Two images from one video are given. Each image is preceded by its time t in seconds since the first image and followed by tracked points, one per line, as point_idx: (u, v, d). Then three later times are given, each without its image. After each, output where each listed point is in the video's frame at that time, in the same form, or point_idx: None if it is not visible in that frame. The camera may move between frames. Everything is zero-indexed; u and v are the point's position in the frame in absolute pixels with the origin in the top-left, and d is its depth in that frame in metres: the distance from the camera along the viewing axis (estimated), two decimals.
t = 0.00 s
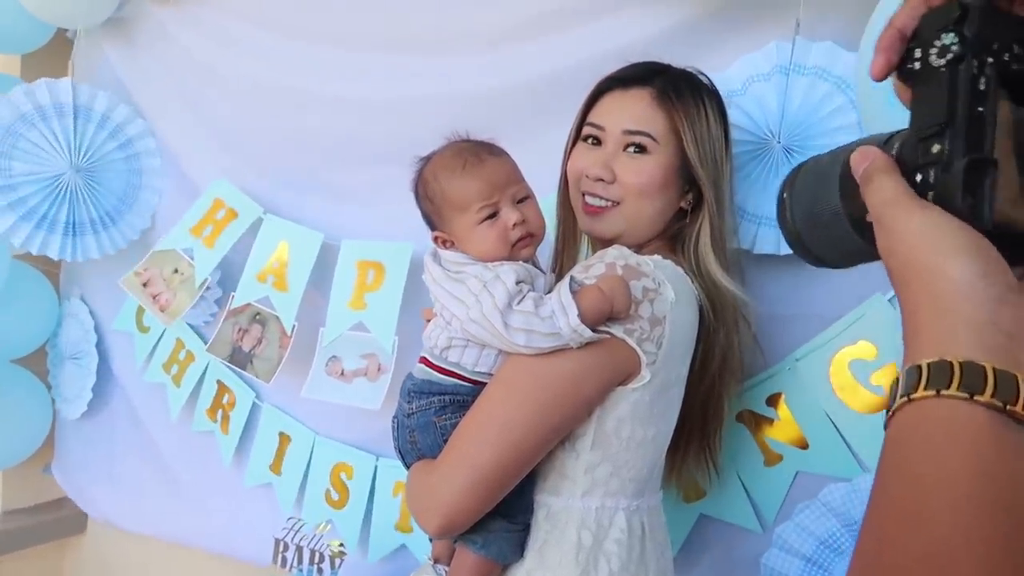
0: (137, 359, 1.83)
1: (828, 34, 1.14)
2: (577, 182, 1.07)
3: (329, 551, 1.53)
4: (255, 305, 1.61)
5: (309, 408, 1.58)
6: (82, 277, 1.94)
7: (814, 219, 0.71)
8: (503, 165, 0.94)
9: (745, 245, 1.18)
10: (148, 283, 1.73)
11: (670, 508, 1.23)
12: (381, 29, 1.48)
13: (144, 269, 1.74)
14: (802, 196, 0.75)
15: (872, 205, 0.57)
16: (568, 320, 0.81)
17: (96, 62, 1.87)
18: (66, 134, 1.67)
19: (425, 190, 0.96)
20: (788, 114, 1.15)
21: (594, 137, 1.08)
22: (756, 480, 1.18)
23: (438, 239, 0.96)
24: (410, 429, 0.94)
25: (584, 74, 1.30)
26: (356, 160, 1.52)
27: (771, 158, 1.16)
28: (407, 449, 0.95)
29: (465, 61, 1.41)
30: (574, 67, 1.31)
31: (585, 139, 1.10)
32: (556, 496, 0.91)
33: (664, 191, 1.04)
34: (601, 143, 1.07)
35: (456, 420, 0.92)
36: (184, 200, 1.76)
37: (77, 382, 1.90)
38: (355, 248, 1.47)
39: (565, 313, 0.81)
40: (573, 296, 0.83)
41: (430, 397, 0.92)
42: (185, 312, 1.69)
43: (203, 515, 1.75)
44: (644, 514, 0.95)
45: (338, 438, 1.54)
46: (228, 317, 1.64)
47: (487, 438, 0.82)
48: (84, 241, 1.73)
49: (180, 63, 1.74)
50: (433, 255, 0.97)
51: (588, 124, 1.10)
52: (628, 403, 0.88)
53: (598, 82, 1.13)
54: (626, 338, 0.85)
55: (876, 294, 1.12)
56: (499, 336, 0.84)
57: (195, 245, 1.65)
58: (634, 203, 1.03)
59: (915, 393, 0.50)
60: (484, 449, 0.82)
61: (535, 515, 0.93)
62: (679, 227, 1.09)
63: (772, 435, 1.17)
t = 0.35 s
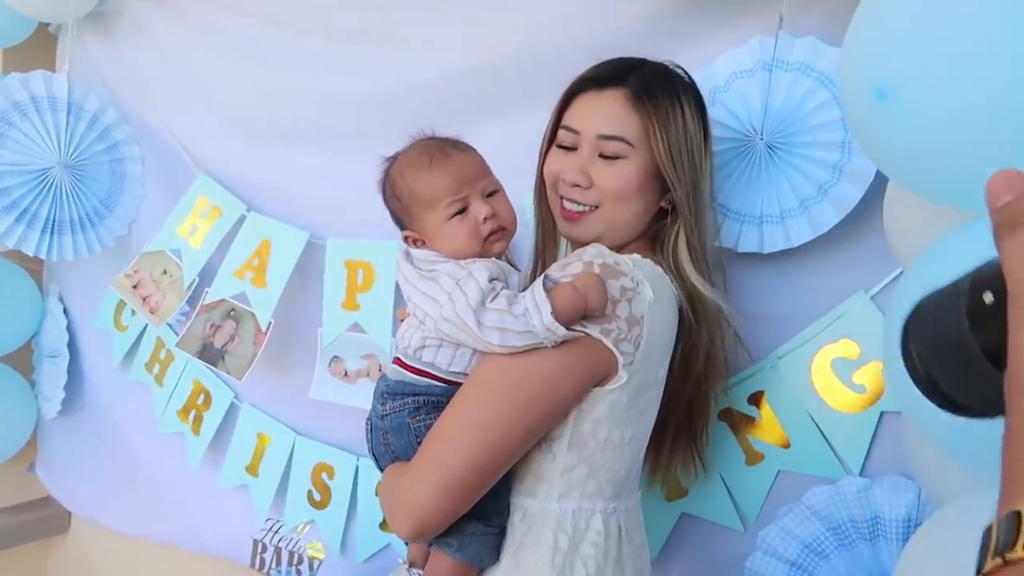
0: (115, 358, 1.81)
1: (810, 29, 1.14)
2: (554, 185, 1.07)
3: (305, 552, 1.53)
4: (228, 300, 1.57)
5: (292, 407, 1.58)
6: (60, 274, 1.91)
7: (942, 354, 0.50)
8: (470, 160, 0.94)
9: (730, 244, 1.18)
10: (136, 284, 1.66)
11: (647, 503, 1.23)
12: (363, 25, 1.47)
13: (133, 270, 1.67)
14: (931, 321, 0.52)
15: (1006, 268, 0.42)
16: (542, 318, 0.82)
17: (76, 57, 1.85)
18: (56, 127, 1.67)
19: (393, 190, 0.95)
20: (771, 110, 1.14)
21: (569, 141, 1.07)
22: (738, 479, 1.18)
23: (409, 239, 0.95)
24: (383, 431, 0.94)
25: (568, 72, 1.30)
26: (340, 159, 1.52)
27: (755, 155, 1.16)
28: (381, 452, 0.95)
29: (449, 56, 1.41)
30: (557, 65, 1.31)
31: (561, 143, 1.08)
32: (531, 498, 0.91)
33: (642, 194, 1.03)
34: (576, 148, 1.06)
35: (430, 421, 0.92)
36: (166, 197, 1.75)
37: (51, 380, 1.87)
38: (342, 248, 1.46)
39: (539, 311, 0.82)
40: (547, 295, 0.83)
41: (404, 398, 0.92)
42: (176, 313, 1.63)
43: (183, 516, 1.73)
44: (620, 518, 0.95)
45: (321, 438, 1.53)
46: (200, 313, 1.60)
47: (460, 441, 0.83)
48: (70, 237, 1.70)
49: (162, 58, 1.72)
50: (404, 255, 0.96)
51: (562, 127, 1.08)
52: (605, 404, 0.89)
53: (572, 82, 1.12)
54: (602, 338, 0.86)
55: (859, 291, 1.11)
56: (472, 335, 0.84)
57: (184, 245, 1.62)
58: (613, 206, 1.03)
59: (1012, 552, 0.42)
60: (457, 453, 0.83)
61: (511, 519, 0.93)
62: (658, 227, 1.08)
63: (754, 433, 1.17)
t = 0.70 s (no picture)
0: (86, 359, 1.77)
1: (795, 35, 1.13)
2: (546, 191, 1.06)
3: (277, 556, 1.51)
4: (224, 304, 1.56)
5: (270, 409, 1.56)
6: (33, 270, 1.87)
7: None
8: (457, 162, 0.91)
9: (716, 251, 1.17)
10: (157, 292, 1.64)
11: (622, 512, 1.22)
12: (350, 25, 1.46)
13: (151, 278, 1.65)
14: None
15: None
16: (523, 324, 0.81)
17: (56, 50, 1.82)
18: (29, 120, 1.64)
19: (376, 188, 0.92)
20: (756, 118, 1.14)
21: (563, 146, 1.06)
22: (716, 489, 1.17)
23: (391, 239, 0.93)
24: (359, 431, 0.93)
25: (554, 76, 1.30)
26: (323, 158, 1.50)
27: (740, 164, 1.15)
28: (355, 453, 0.94)
29: (434, 58, 1.40)
30: (543, 67, 1.30)
31: (554, 148, 1.07)
32: (505, 507, 0.90)
33: (634, 205, 1.03)
34: (569, 154, 1.05)
35: (406, 424, 0.90)
36: (144, 195, 1.72)
37: (17, 378, 1.83)
38: (331, 250, 1.44)
39: (520, 317, 0.81)
40: (529, 300, 0.82)
41: (381, 399, 0.91)
42: (191, 322, 1.60)
43: (157, 518, 1.71)
44: (595, 529, 0.93)
45: (300, 441, 1.52)
46: (197, 316, 1.58)
47: (435, 444, 0.82)
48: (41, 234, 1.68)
49: (143, 54, 1.70)
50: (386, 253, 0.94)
51: (556, 132, 1.07)
52: (585, 413, 0.88)
53: (570, 86, 1.11)
54: (582, 345, 0.85)
55: (841, 302, 1.11)
56: (451, 338, 0.83)
57: (187, 249, 1.59)
58: (603, 216, 1.03)
59: None
60: (431, 456, 0.82)
61: (485, 526, 0.92)
62: (650, 238, 1.08)
63: (733, 444, 1.16)
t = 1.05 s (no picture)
0: (72, 360, 1.75)
1: (776, 36, 1.14)
2: (537, 190, 1.07)
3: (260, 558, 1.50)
4: (238, 307, 1.54)
5: (253, 408, 1.55)
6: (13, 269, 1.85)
7: None
8: (460, 157, 0.92)
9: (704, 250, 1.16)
10: (151, 293, 1.64)
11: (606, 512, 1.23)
12: (338, 25, 1.47)
13: (145, 279, 1.65)
14: None
15: None
16: (506, 315, 0.81)
17: (39, 47, 1.80)
18: (13, 120, 1.71)
19: (377, 171, 0.92)
20: (738, 118, 1.15)
21: (556, 145, 1.06)
22: (700, 489, 1.18)
23: (385, 225, 0.93)
24: (341, 425, 0.92)
25: (542, 77, 1.30)
26: (309, 157, 1.50)
27: (724, 164, 1.16)
28: (337, 447, 0.93)
29: (422, 59, 1.40)
30: (529, 65, 1.31)
31: (546, 147, 1.08)
32: (489, 502, 0.90)
33: (625, 206, 1.04)
34: (562, 154, 1.06)
35: (388, 416, 0.90)
36: (128, 193, 1.71)
37: None
38: (323, 251, 1.43)
39: (504, 308, 0.81)
40: (513, 292, 0.82)
41: (364, 391, 0.91)
42: (190, 322, 1.60)
43: (138, 519, 1.69)
44: (582, 528, 0.93)
45: (284, 441, 1.51)
46: (215, 319, 1.57)
47: (416, 436, 0.82)
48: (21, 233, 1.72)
49: (128, 53, 1.69)
50: (377, 241, 0.94)
51: (549, 131, 1.08)
52: (570, 408, 0.88)
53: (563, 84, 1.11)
54: (566, 337, 0.85)
55: (822, 301, 1.12)
56: (435, 330, 0.83)
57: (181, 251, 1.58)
58: (593, 216, 1.03)
59: None
60: (412, 447, 0.82)
61: (470, 520, 0.92)
62: (641, 238, 1.09)
63: (718, 445, 1.17)
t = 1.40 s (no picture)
0: (70, 358, 1.75)
1: (768, 39, 1.14)
2: (532, 192, 1.07)
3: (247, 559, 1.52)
4: (236, 306, 1.53)
5: (246, 407, 1.54)
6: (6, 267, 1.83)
7: None
8: (468, 155, 0.92)
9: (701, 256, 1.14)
10: (147, 291, 1.63)
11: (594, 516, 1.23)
12: (334, 23, 1.46)
13: (140, 277, 1.63)
14: None
15: None
16: (501, 317, 0.81)
17: (30, 44, 1.79)
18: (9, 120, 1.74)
19: (383, 162, 0.92)
20: (730, 122, 1.15)
21: (552, 147, 1.06)
22: (688, 496, 1.18)
23: (386, 216, 0.92)
24: (331, 425, 0.92)
25: (539, 78, 1.30)
26: (303, 155, 1.50)
27: (717, 167, 1.16)
28: (327, 447, 0.93)
29: (418, 58, 1.40)
30: (524, 66, 1.31)
31: (542, 149, 1.08)
32: (480, 505, 0.90)
33: (622, 210, 1.04)
34: (558, 156, 1.06)
35: (378, 417, 0.89)
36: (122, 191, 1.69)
37: None
38: (321, 251, 1.43)
39: (499, 310, 0.81)
40: (509, 293, 0.82)
41: (354, 391, 0.90)
42: (187, 321, 1.59)
43: (132, 518, 1.69)
44: (573, 531, 0.93)
45: (278, 440, 1.51)
46: (212, 317, 1.56)
47: (409, 437, 0.81)
48: (12, 227, 1.75)
49: (123, 51, 1.68)
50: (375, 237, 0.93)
51: (545, 132, 1.08)
52: (564, 410, 0.87)
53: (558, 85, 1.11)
54: (560, 339, 0.85)
55: (813, 304, 1.12)
56: (429, 330, 0.82)
57: (178, 250, 1.57)
58: (590, 220, 1.03)
59: None
60: (403, 448, 0.81)
61: (459, 524, 0.91)
62: (639, 242, 1.09)
63: (708, 450, 1.17)
